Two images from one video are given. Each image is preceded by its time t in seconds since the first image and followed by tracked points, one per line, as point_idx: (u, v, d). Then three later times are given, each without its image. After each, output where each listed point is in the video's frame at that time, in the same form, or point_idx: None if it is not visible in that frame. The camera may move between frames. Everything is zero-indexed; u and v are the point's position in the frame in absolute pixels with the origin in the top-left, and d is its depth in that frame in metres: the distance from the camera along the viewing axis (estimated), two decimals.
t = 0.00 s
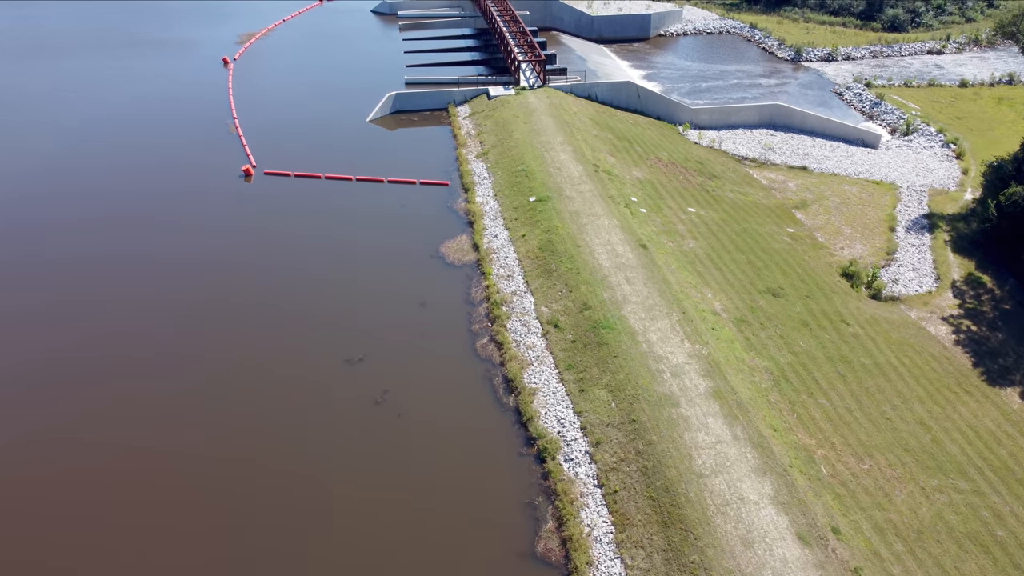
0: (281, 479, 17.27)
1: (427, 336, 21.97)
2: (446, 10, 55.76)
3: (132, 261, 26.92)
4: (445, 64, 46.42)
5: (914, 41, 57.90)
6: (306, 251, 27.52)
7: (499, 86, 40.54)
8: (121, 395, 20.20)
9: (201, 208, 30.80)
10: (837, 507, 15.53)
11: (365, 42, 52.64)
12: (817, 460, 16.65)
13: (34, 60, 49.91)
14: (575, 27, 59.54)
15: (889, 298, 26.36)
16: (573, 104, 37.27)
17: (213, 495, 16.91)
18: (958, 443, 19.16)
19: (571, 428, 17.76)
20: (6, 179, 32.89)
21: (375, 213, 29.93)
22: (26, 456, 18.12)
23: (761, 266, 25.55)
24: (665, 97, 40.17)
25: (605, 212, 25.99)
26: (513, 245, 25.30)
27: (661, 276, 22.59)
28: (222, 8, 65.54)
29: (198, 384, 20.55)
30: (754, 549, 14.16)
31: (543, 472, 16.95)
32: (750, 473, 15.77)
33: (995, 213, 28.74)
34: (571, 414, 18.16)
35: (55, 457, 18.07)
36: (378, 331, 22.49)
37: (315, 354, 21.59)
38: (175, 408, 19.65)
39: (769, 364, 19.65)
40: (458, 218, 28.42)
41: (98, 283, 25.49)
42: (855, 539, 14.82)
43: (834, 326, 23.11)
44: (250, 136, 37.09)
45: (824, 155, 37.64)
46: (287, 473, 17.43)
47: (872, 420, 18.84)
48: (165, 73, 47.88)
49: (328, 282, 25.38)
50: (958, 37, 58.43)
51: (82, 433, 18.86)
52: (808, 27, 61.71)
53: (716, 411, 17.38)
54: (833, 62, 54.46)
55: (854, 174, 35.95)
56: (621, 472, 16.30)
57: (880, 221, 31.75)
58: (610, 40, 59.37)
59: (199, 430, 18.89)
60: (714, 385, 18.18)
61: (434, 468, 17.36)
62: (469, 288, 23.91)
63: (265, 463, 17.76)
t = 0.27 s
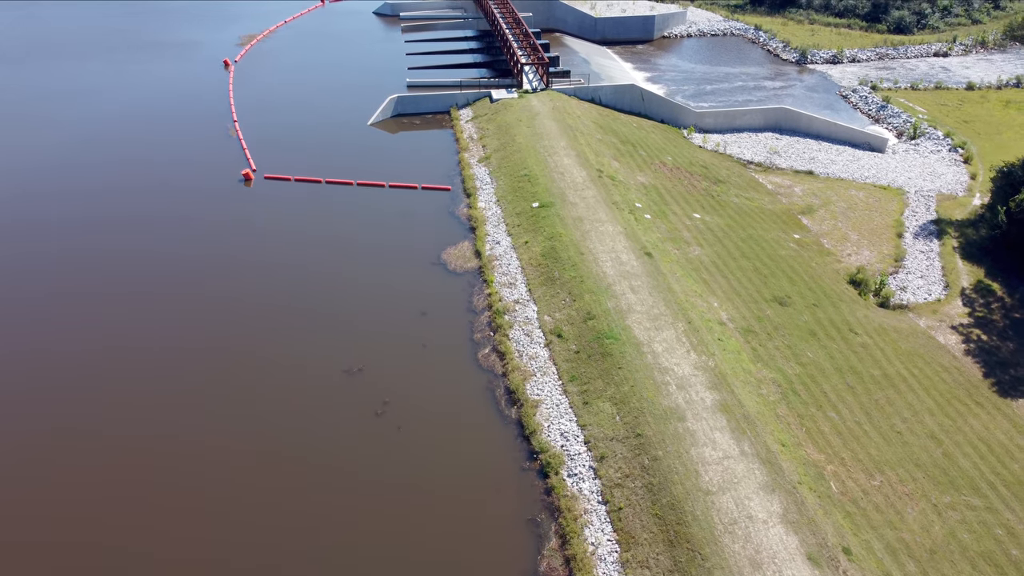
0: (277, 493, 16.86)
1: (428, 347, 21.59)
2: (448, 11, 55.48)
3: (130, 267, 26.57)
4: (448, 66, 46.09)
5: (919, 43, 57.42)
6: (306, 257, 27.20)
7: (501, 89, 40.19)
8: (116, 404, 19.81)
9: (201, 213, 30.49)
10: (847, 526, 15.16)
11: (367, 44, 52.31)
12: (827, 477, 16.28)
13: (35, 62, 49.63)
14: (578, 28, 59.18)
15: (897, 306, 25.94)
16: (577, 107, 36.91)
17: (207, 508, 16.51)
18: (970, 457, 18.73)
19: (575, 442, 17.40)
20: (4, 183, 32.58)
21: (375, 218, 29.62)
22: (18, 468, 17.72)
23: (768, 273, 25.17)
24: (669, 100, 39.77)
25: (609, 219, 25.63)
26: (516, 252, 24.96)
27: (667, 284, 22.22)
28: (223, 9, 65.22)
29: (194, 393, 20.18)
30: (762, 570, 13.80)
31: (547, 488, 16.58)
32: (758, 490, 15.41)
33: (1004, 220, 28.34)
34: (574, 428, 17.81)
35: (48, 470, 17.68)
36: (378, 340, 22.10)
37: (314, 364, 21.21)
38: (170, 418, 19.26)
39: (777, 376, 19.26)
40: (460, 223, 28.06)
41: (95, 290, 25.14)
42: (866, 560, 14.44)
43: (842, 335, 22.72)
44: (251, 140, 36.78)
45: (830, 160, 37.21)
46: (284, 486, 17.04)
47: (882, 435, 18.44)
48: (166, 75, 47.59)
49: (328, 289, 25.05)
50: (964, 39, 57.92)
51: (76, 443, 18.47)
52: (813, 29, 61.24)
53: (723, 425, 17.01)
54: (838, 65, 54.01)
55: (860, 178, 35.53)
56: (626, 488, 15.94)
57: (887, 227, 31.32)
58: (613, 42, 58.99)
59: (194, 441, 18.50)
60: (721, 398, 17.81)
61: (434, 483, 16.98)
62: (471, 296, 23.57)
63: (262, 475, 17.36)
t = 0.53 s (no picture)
0: (275, 510, 16.56)
1: (429, 356, 21.24)
2: (451, 11, 55.02)
3: (129, 276, 26.36)
4: (450, 69, 45.74)
5: (926, 45, 56.91)
6: (306, 264, 26.90)
7: (504, 92, 39.83)
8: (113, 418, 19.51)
9: (200, 219, 30.22)
10: (859, 545, 14.79)
11: (369, 46, 51.95)
12: (837, 493, 15.91)
13: (34, 64, 49.29)
14: (581, 29, 58.79)
15: (905, 314, 25.52)
16: (580, 111, 36.53)
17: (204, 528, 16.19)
18: (982, 472, 18.32)
19: (579, 456, 17.04)
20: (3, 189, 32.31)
21: (376, 224, 29.26)
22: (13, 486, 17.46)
23: (775, 281, 24.78)
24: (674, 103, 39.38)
25: (613, 225, 25.27)
26: (518, 259, 24.62)
27: (672, 293, 21.85)
28: (225, 10, 64.90)
29: (192, 407, 19.92)
30: None
31: (549, 503, 16.22)
32: (767, 508, 15.05)
33: (1014, 226, 27.94)
34: (578, 441, 17.46)
35: (43, 487, 17.39)
36: (378, 349, 21.71)
37: (313, 374, 20.88)
38: (168, 433, 19.03)
39: (784, 388, 18.88)
40: (462, 229, 27.70)
41: (94, 301, 24.95)
42: None
43: (851, 345, 22.32)
44: (251, 144, 36.46)
45: (837, 164, 36.79)
46: (282, 504, 16.69)
47: (892, 449, 18.05)
48: (166, 76, 47.30)
49: (328, 297, 24.75)
50: (971, 41, 57.40)
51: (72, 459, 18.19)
52: (818, 30, 60.77)
53: (730, 440, 16.64)
54: (844, 67, 53.55)
55: (867, 183, 35.12)
56: (631, 505, 15.58)
57: (895, 233, 30.88)
58: (617, 43, 58.60)
59: (192, 456, 18.19)
60: (728, 412, 17.44)
61: (435, 499, 16.62)
62: (473, 304, 23.22)
63: (259, 492, 17.02)
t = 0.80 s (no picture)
0: (271, 528, 16.13)
1: (429, 367, 20.89)
2: (453, 13, 54.72)
3: (125, 281, 25.94)
4: (452, 71, 45.39)
5: (932, 47, 56.46)
6: (305, 269, 26.51)
7: (506, 95, 39.47)
8: (107, 431, 19.10)
9: (198, 224, 29.81)
10: (870, 565, 14.42)
11: (370, 47, 51.59)
12: (847, 511, 15.53)
13: (33, 65, 48.87)
14: (584, 31, 58.43)
15: (914, 323, 25.11)
16: (583, 114, 36.16)
17: (200, 545, 15.81)
18: (996, 486, 17.88)
19: (582, 471, 16.68)
20: None
21: (377, 229, 28.89)
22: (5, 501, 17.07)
23: (781, 289, 24.39)
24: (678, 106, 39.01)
25: (617, 231, 24.92)
26: (521, 266, 24.27)
27: (677, 302, 21.49)
28: (226, 11, 64.58)
29: (188, 418, 19.52)
30: None
31: (552, 520, 15.85)
32: (775, 526, 14.68)
33: None
34: (582, 456, 17.09)
35: (36, 503, 17.00)
36: (377, 359, 21.37)
37: (311, 385, 20.51)
38: (163, 445, 18.63)
39: (793, 401, 18.49)
40: (463, 235, 27.36)
41: (89, 307, 24.52)
42: None
43: (859, 355, 21.92)
44: (250, 147, 36.05)
45: (843, 168, 36.38)
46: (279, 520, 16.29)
47: (903, 464, 17.65)
48: (166, 78, 46.94)
49: (327, 303, 24.36)
50: (977, 43, 56.96)
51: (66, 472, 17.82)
52: (823, 32, 60.35)
53: (737, 455, 16.28)
54: (849, 69, 53.12)
55: (873, 188, 34.71)
56: (636, 523, 15.22)
57: (902, 239, 30.43)
58: (620, 45, 58.20)
59: (188, 470, 17.80)
60: (735, 426, 17.06)
61: (435, 515, 16.26)
62: (475, 312, 22.87)
63: (257, 508, 16.64)
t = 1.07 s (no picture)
0: (267, 542, 15.71)
1: (430, 377, 20.52)
2: (456, 15, 54.45)
3: (121, 285, 25.50)
4: (454, 73, 45.03)
5: (938, 49, 56.01)
6: (304, 275, 26.12)
7: (509, 98, 39.09)
8: (100, 439, 18.63)
9: (195, 227, 29.41)
10: None
11: (372, 49, 51.23)
12: (858, 529, 15.17)
13: (32, 66, 48.52)
14: (587, 33, 58.06)
15: (922, 332, 24.67)
16: (587, 117, 35.79)
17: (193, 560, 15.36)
18: (1009, 502, 17.45)
19: (586, 487, 16.35)
20: None
21: (377, 234, 28.51)
22: None
23: (788, 297, 24.01)
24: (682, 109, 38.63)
25: (621, 238, 24.56)
26: (523, 273, 23.94)
27: (682, 311, 21.13)
28: (228, 12, 64.31)
29: (183, 427, 19.06)
30: None
31: (556, 537, 15.49)
32: (784, 546, 14.33)
33: None
34: (585, 471, 16.76)
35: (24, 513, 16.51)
36: (377, 368, 20.97)
37: (310, 394, 20.10)
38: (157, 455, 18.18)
39: (801, 415, 18.12)
40: (465, 241, 27.01)
41: (83, 311, 24.05)
42: None
43: (867, 366, 21.51)
44: (250, 149, 35.66)
45: (849, 173, 35.98)
46: (274, 535, 15.83)
47: (914, 479, 17.27)
48: (166, 79, 46.61)
49: (327, 310, 23.96)
50: (983, 45, 56.52)
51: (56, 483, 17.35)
52: (827, 34, 59.95)
53: (745, 471, 15.91)
54: (854, 72, 52.68)
55: (880, 193, 34.29)
56: (642, 542, 14.87)
57: (910, 246, 29.98)
58: (623, 47, 57.81)
59: (181, 481, 17.34)
60: (742, 440, 16.70)
61: (435, 531, 15.85)
62: (476, 321, 22.51)
63: (251, 522, 16.17)
